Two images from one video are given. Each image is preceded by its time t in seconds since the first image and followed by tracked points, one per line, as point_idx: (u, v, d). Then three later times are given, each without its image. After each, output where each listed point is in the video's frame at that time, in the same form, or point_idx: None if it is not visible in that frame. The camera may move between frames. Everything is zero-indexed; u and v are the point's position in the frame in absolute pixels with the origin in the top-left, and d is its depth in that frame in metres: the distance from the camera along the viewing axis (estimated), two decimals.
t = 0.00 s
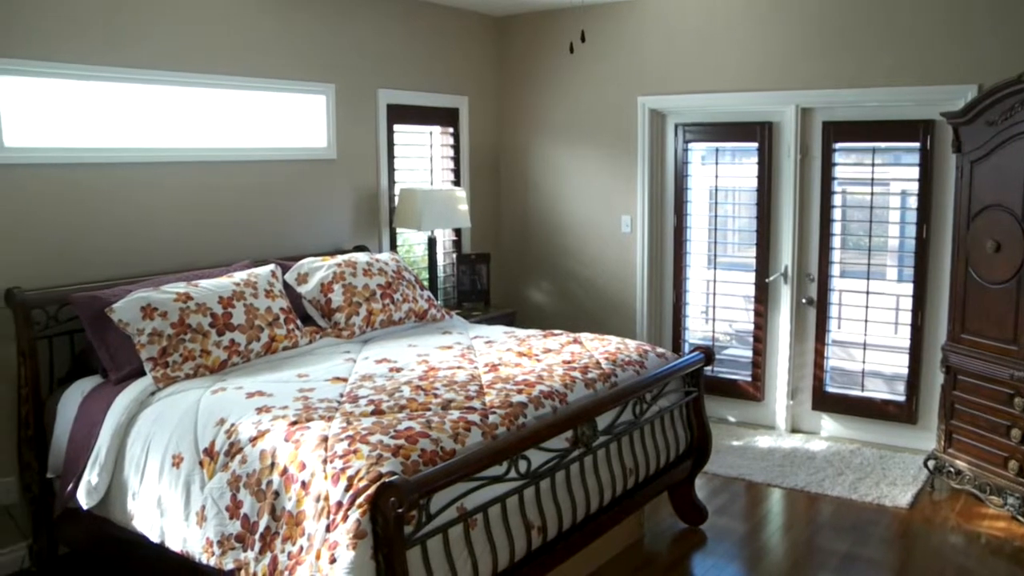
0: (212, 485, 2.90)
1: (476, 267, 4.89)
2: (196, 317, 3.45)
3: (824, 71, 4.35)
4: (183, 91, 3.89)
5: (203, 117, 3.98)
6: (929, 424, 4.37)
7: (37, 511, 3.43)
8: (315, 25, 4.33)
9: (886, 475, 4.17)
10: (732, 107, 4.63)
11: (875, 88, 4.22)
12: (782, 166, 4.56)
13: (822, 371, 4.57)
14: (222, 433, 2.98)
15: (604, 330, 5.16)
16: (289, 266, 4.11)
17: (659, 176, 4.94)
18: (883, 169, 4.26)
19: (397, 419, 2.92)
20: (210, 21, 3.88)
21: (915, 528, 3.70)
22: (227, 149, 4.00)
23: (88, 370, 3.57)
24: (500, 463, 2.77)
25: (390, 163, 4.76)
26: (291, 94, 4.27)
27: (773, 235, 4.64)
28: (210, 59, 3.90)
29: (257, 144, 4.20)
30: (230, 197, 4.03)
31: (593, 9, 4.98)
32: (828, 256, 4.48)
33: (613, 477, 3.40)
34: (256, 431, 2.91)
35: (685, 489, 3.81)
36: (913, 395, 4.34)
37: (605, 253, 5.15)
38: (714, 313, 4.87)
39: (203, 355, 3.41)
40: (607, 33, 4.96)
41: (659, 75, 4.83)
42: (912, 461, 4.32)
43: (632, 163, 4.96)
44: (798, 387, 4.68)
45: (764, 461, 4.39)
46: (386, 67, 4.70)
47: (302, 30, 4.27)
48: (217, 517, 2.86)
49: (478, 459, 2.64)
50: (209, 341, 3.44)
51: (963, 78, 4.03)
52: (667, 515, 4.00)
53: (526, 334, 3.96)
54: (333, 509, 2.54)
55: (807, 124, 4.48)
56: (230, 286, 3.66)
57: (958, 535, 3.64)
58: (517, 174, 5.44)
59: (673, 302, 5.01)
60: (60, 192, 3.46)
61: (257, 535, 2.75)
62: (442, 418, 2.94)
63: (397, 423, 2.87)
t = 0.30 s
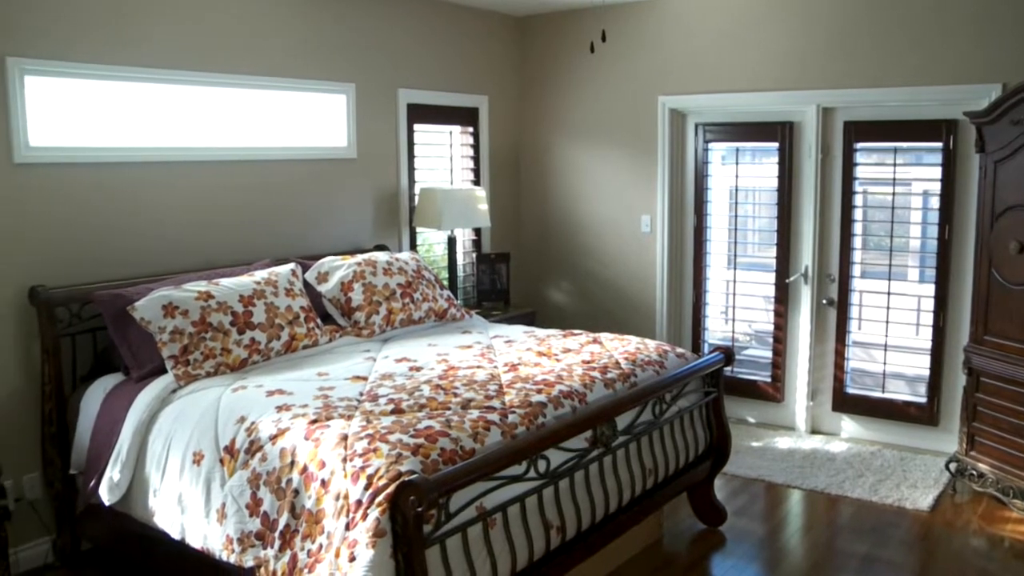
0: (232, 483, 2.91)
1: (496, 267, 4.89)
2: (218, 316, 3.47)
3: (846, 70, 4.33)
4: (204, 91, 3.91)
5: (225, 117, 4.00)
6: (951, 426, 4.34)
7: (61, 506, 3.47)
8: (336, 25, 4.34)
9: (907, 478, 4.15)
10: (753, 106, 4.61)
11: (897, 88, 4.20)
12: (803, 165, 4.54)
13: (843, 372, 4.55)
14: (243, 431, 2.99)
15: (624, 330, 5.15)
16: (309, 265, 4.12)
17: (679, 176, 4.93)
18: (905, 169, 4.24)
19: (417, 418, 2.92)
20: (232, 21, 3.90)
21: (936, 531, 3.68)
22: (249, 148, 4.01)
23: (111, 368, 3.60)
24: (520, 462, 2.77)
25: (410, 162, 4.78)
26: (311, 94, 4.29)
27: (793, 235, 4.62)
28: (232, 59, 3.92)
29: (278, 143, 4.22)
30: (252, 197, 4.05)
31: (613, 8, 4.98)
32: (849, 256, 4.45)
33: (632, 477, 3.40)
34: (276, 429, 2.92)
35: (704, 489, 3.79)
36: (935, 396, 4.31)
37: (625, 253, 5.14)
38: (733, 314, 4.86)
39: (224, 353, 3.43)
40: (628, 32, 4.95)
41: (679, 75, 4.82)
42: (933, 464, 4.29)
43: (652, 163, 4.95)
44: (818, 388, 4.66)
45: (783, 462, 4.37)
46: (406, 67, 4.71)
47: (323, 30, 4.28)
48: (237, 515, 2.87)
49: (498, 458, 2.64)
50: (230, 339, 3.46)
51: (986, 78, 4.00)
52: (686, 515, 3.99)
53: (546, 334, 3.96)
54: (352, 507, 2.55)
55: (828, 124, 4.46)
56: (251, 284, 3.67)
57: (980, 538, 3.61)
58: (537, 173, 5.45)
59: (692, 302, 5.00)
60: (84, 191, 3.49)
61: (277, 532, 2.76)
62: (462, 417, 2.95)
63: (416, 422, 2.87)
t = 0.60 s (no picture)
0: (254, 481, 2.92)
1: (516, 266, 4.90)
2: (239, 314, 3.49)
3: (868, 70, 4.31)
4: (227, 91, 3.93)
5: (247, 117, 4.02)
6: (974, 428, 4.30)
7: (83, 502, 3.50)
8: (358, 25, 4.36)
9: (929, 480, 4.11)
10: (774, 106, 4.60)
11: (920, 87, 4.17)
12: (825, 165, 4.51)
13: (864, 374, 4.52)
14: (264, 429, 3.00)
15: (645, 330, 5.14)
16: (331, 264, 4.14)
17: (701, 176, 4.92)
18: (928, 169, 4.20)
19: (438, 417, 2.93)
20: (255, 22, 3.92)
21: (959, 535, 3.65)
22: (272, 147, 4.03)
23: (134, 366, 3.62)
24: (540, 462, 2.76)
25: (431, 162, 4.79)
26: (332, 94, 4.31)
27: (815, 236, 4.60)
28: (254, 59, 3.94)
29: (299, 143, 4.24)
30: (274, 196, 4.07)
31: (634, 8, 4.97)
32: (871, 256, 4.43)
33: (653, 478, 3.39)
34: (297, 427, 2.93)
35: (724, 490, 3.78)
36: (958, 398, 4.28)
37: (646, 252, 5.14)
38: (754, 314, 4.84)
39: (246, 351, 3.44)
40: (649, 32, 4.95)
41: (701, 75, 4.80)
42: (956, 466, 4.25)
43: (673, 163, 4.94)
44: (839, 389, 4.64)
45: (804, 464, 4.35)
46: (427, 67, 4.72)
47: (344, 31, 4.30)
48: (258, 512, 2.88)
49: (519, 458, 2.64)
50: (251, 338, 3.48)
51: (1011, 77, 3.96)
52: (706, 516, 3.98)
53: (566, 334, 3.96)
54: (373, 506, 2.56)
55: (850, 124, 4.43)
56: (272, 283, 3.69)
57: (1004, 542, 3.57)
58: (558, 173, 5.45)
59: (713, 302, 4.99)
60: (108, 190, 3.52)
61: (297, 530, 2.77)
62: (483, 416, 2.95)
63: (437, 421, 2.88)
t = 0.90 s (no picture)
0: (276, 478, 2.93)
1: (538, 266, 4.90)
2: (262, 313, 3.50)
3: (892, 70, 4.28)
4: (252, 90, 3.96)
5: (271, 116, 4.04)
6: (999, 430, 4.27)
7: (108, 498, 3.52)
8: (380, 25, 4.37)
9: (953, 483, 4.08)
10: (797, 106, 4.58)
11: (945, 87, 4.13)
12: (849, 165, 4.49)
13: (887, 375, 4.50)
14: (286, 427, 3.01)
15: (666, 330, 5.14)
16: (353, 263, 4.15)
17: (723, 175, 4.91)
18: (953, 169, 4.17)
19: (460, 416, 2.93)
20: (278, 22, 3.94)
21: (984, 538, 3.61)
22: (295, 147, 4.05)
23: (158, 363, 3.65)
24: (561, 462, 2.76)
25: (454, 162, 4.80)
26: (355, 94, 4.32)
27: (837, 236, 4.57)
28: (277, 59, 3.96)
29: (322, 142, 4.25)
30: (297, 195, 4.09)
31: (658, 7, 4.95)
32: (895, 257, 4.40)
33: (674, 478, 3.39)
34: (320, 426, 2.94)
35: (745, 491, 3.77)
36: (982, 400, 4.24)
37: (667, 252, 5.13)
38: (776, 315, 4.82)
39: (269, 349, 3.46)
40: (672, 31, 4.93)
41: (724, 74, 4.79)
42: (981, 469, 4.21)
43: (695, 163, 4.93)
44: (862, 390, 4.61)
45: (826, 465, 4.33)
46: (449, 67, 4.73)
47: (367, 30, 4.31)
48: (280, 510, 2.89)
49: (541, 458, 2.63)
50: (274, 336, 3.49)
51: None
52: (728, 517, 3.97)
53: (588, 334, 3.96)
54: (394, 504, 2.56)
55: (874, 123, 4.40)
56: (295, 281, 3.70)
57: None
58: (580, 172, 5.45)
59: (735, 301, 4.98)
60: (133, 189, 3.54)
61: (319, 528, 2.78)
62: (505, 416, 2.95)
63: (458, 421, 2.88)
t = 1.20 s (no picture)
0: (298, 476, 2.94)
1: (560, 265, 4.90)
2: (285, 311, 3.52)
3: (917, 69, 4.25)
4: (276, 90, 3.98)
5: (295, 116, 4.06)
6: None
7: (132, 494, 3.57)
8: (403, 24, 4.38)
9: (977, 486, 4.05)
10: (820, 105, 4.55)
11: (971, 86, 4.10)
12: (872, 165, 4.46)
13: (911, 377, 4.47)
14: (308, 425, 3.02)
15: (689, 330, 5.13)
16: (375, 262, 4.17)
17: (746, 175, 4.90)
18: (979, 169, 4.14)
19: (481, 415, 2.93)
20: (302, 22, 3.96)
21: (1009, 543, 3.58)
22: (319, 146, 4.07)
23: (181, 361, 3.67)
24: (583, 462, 2.75)
25: (476, 161, 4.80)
26: (377, 93, 4.34)
27: (861, 236, 4.55)
28: (301, 59, 3.97)
29: (344, 141, 4.27)
30: (320, 194, 4.11)
31: (682, 6, 4.94)
32: (919, 258, 4.37)
33: (695, 479, 3.37)
34: (341, 424, 2.94)
35: (767, 493, 3.76)
36: (1008, 403, 4.21)
37: (690, 253, 5.12)
38: (799, 316, 4.80)
39: (291, 348, 3.47)
40: (696, 31, 4.92)
41: (747, 74, 4.78)
42: (1006, 472, 4.17)
43: (718, 163, 4.92)
44: (885, 392, 4.58)
45: (848, 467, 4.31)
46: (471, 66, 4.73)
47: (389, 30, 4.32)
48: (302, 507, 2.90)
49: (563, 458, 2.63)
50: (296, 334, 3.50)
51: None
52: (749, 518, 3.96)
53: (610, 333, 3.96)
54: (416, 503, 2.56)
55: (898, 123, 4.37)
56: (317, 280, 3.72)
57: None
58: (602, 171, 5.44)
59: (758, 302, 4.96)
60: (158, 188, 3.57)
61: (341, 526, 2.79)
62: (526, 415, 2.94)
63: (480, 420, 2.87)
